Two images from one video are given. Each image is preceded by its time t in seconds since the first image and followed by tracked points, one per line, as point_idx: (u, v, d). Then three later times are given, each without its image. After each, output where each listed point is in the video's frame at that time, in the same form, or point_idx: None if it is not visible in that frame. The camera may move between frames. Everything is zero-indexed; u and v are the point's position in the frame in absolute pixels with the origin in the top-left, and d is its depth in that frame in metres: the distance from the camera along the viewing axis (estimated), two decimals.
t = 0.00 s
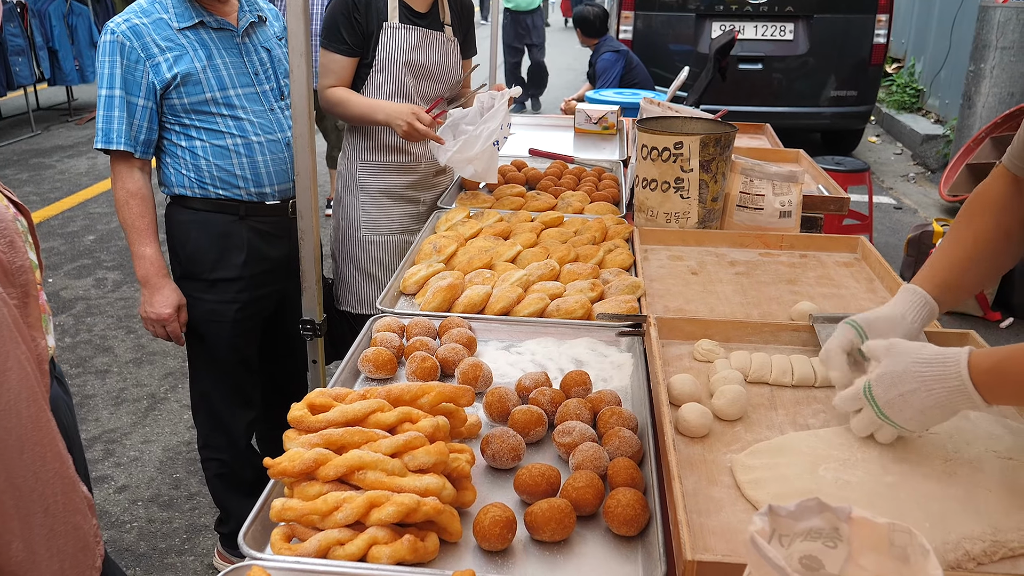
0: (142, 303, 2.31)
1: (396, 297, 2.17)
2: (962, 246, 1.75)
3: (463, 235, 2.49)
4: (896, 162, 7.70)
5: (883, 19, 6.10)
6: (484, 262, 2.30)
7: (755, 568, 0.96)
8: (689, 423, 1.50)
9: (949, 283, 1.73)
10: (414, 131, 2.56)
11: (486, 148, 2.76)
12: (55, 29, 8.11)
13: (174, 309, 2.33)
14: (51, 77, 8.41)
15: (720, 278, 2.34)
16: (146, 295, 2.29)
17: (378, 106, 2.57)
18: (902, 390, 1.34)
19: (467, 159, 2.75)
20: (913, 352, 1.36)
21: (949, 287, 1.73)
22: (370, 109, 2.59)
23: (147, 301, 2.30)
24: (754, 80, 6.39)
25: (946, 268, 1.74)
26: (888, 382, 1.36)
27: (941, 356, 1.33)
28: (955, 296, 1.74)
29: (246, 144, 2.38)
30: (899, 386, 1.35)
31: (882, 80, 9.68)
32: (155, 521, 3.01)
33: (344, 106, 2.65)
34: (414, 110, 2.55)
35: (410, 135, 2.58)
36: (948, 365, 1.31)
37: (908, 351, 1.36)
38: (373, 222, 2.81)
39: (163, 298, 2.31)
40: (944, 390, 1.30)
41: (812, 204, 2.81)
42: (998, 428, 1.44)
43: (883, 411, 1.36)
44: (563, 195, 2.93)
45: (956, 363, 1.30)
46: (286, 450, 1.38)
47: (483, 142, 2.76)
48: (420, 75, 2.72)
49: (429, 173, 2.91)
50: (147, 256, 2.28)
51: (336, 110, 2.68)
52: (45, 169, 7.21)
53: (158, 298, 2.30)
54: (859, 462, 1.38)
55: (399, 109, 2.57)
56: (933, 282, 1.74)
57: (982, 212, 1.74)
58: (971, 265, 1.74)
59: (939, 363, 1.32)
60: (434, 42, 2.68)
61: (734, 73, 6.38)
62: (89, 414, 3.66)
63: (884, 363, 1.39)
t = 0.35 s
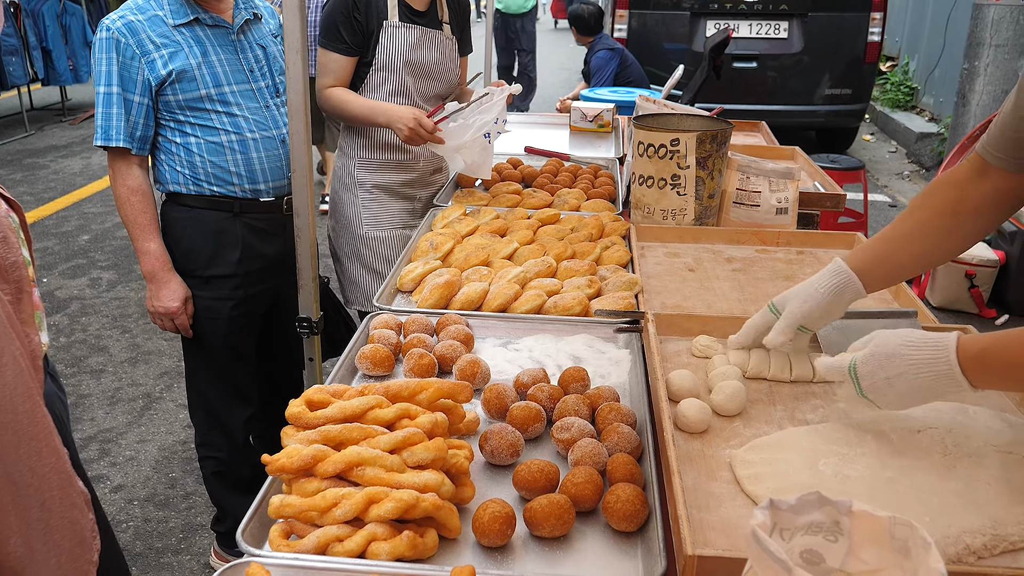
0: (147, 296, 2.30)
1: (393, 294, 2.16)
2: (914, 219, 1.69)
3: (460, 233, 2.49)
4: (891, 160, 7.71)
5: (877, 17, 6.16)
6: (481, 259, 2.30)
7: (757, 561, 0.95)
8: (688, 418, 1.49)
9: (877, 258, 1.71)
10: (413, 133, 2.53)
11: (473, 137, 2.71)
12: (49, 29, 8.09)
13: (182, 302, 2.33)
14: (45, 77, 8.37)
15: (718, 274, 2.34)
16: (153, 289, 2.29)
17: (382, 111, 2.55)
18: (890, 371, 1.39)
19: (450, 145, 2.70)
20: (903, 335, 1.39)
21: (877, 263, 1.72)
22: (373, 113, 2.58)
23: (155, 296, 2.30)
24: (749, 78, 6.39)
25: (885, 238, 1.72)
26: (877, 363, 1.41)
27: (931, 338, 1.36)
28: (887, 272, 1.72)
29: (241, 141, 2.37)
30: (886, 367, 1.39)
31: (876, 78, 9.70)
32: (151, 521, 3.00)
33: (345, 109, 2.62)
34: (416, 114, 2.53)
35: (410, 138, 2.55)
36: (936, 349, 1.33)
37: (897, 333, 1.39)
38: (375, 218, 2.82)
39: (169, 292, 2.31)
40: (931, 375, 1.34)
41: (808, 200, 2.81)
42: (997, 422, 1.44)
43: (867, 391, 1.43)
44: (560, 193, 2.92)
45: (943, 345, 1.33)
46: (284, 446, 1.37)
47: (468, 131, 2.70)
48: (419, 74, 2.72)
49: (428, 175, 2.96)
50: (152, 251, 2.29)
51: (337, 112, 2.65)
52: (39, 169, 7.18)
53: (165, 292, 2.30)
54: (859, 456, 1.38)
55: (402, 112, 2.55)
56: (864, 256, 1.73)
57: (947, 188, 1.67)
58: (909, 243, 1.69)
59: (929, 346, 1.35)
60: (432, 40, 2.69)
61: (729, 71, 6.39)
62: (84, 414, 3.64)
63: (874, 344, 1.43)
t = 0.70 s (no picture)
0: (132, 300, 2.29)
1: (389, 292, 2.16)
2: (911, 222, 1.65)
3: (456, 231, 2.48)
4: (886, 158, 7.72)
5: (871, 16, 6.13)
6: (477, 257, 2.30)
7: (756, 556, 0.95)
8: (686, 414, 1.50)
9: (878, 259, 1.68)
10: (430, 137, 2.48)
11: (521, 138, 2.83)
12: (42, 29, 8.06)
13: (170, 306, 2.33)
14: (39, 77, 8.35)
15: (714, 271, 2.34)
16: (139, 293, 2.28)
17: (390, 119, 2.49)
18: (912, 391, 1.35)
19: (502, 153, 2.83)
20: (919, 351, 1.35)
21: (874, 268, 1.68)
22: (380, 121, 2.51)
23: (141, 299, 2.28)
24: (744, 76, 6.39)
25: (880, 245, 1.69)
26: (897, 385, 1.37)
27: (950, 352, 1.32)
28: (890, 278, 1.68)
29: (237, 143, 2.37)
30: (909, 388, 1.35)
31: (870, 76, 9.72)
32: (147, 521, 2.99)
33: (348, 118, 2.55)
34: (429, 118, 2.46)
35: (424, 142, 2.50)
36: (960, 364, 1.30)
37: (914, 351, 1.36)
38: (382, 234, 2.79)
39: (157, 294, 2.30)
40: (957, 388, 1.31)
41: (804, 197, 2.81)
42: (994, 417, 1.44)
43: (889, 408, 1.40)
44: (555, 191, 2.92)
45: (966, 359, 1.30)
46: (280, 443, 1.37)
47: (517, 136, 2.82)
48: (419, 78, 2.71)
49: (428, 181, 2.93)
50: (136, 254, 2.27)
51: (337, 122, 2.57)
52: (33, 170, 7.16)
53: (152, 296, 2.29)
54: (856, 451, 1.38)
55: (408, 119, 2.49)
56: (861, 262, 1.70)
57: (938, 194, 1.63)
58: (908, 251, 1.65)
59: (949, 362, 1.31)
60: (430, 42, 2.67)
61: (723, 70, 6.35)
62: (79, 414, 3.63)
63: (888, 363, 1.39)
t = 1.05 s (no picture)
0: (145, 325, 2.24)
1: (386, 290, 2.15)
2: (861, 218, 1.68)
3: (453, 228, 2.48)
4: (882, 155, 7.73)
5: (867, 13, 6.13)
6: (474, 254, 2.29)
7: (755, 550, 0.95)
8: (684, 409, 1.49)
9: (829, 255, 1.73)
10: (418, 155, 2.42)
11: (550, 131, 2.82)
12: (37, 29, 8.04)
13: (185, 328, 2.30)
14: (34, 78, 8.33)
15: (711, 268, 2.35)
16: (153, 317, 2.24)
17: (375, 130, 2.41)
18: (937, 383, 1.35)
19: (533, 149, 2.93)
20: (949, 344, 1.36)
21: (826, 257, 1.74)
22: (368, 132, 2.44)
23: (156, 323, 2.25)
24: (740, 74, 6.40)
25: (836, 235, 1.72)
26: (922, 374, 1.37)
27: (980, 348, 1.33)
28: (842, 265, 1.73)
29: (233, 152, 2.34)
30: (932, 377, 1.36)
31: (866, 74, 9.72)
32: (145, 521, 2.99)
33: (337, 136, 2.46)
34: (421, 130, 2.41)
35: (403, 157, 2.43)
36: (990, 362, 1.31)
37: (944, 343, 1.36)
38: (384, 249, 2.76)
39: (172, 317, 2.27)
40: (981, 385, 1.32)
41: (801, 193, 2.81)
42: (992, 410, 1.45)
43: (909, 397, 1.39)
44: (552, 188, 2.92)
45: (998, 356, 1.30)
46: (278, 441, 1.36)
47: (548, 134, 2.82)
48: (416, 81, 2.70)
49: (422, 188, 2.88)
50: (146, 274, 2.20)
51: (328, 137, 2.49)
52: (29, 170, 7.15)
53: (166, 320, 2.25)
54: (854, 445, 1.38)
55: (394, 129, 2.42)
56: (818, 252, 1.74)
57: (891, 185, 1.65)
58: (859, 244, 1.69)
59: (978, 357, 1.32)
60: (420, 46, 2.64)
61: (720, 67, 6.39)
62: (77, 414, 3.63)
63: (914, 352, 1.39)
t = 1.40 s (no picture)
0: (152, 332, 2.18)
1: (381, 285, 2.15)
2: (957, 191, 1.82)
3: (449, 223, 2.48)
4: (876, 150, 7.74)
5: (861, 8, 6.14)
6: (470, 249, 2.29)
7: (752, 541, 0.95)
8: (680, 402, 1.49)
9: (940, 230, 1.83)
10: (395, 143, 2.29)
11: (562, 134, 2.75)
12: (29, 27, 8.01)
13: (192, 330, 2.24)
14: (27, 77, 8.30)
15: (706, 262, 2.35)
16: (158, 324, 2.17)
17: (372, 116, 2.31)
18: (920, 345, 1.42)
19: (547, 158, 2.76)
20: (938, 311, 1.41)
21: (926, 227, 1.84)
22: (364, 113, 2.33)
23: (162, 330, 2.18)
24: (735, 69, 6.39)
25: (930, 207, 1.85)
26: (906, 335, 1.43)
27: (966, 317, 1.38)
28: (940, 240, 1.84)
29: (215, 154, 2.31)
30: (919, 341, 1.42)
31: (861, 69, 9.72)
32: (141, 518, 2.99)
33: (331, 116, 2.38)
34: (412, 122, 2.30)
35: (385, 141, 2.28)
36: (974, 333, 1.36)
37: (936, 309, 1.41)
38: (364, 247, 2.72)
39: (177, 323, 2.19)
40: (963, 352, 1.38)
41: (796, 186, 2.82)
42: (987, 401, 1.45)
43: (889, 353, 1.45)
44: (547, 183, 2.92)
45: (981, 326, 1.36)
46: (274, 435, 1.36)
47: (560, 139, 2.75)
48: (406, 80, 2.68)
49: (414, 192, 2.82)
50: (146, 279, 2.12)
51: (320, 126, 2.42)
52: (22, 169, 7.13)
53: (172, 324, 2.18)
54: (850, 436, 1.38)
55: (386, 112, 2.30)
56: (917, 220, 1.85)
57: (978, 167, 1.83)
58: (954, 213, 1.82)
59: (963, 326, 1.37)
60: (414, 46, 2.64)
61: (715, 63, 6.37)
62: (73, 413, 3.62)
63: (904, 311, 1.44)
